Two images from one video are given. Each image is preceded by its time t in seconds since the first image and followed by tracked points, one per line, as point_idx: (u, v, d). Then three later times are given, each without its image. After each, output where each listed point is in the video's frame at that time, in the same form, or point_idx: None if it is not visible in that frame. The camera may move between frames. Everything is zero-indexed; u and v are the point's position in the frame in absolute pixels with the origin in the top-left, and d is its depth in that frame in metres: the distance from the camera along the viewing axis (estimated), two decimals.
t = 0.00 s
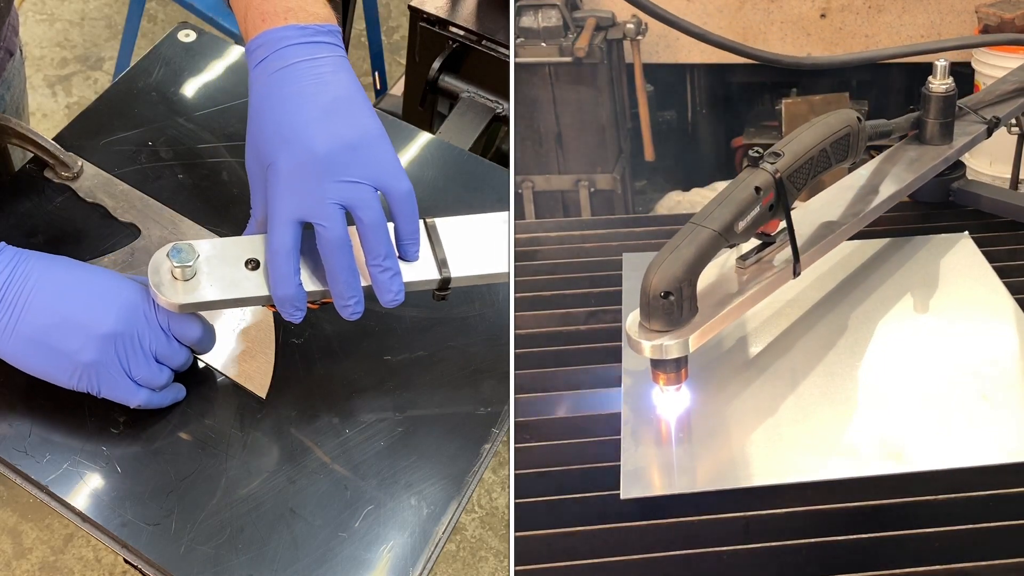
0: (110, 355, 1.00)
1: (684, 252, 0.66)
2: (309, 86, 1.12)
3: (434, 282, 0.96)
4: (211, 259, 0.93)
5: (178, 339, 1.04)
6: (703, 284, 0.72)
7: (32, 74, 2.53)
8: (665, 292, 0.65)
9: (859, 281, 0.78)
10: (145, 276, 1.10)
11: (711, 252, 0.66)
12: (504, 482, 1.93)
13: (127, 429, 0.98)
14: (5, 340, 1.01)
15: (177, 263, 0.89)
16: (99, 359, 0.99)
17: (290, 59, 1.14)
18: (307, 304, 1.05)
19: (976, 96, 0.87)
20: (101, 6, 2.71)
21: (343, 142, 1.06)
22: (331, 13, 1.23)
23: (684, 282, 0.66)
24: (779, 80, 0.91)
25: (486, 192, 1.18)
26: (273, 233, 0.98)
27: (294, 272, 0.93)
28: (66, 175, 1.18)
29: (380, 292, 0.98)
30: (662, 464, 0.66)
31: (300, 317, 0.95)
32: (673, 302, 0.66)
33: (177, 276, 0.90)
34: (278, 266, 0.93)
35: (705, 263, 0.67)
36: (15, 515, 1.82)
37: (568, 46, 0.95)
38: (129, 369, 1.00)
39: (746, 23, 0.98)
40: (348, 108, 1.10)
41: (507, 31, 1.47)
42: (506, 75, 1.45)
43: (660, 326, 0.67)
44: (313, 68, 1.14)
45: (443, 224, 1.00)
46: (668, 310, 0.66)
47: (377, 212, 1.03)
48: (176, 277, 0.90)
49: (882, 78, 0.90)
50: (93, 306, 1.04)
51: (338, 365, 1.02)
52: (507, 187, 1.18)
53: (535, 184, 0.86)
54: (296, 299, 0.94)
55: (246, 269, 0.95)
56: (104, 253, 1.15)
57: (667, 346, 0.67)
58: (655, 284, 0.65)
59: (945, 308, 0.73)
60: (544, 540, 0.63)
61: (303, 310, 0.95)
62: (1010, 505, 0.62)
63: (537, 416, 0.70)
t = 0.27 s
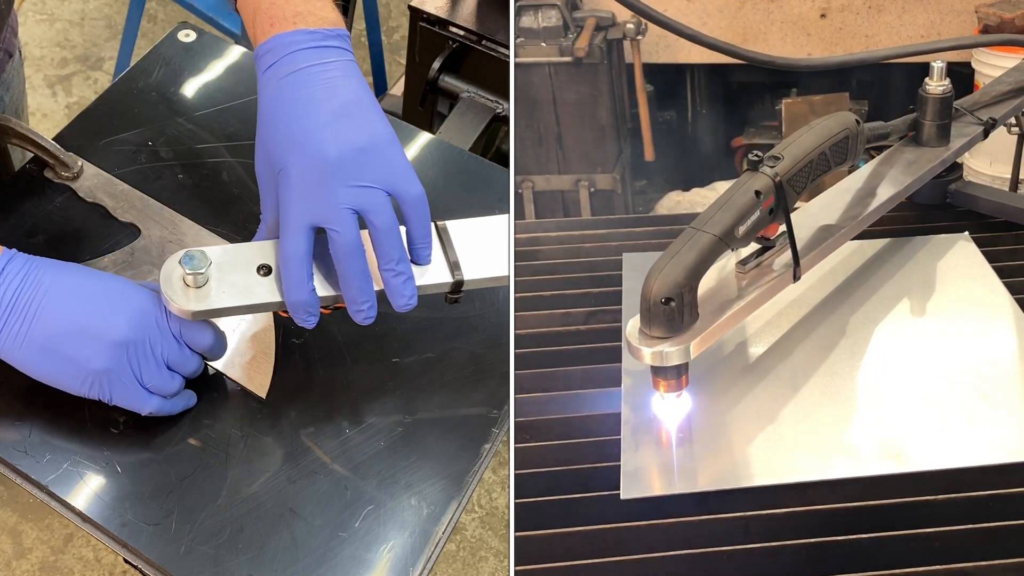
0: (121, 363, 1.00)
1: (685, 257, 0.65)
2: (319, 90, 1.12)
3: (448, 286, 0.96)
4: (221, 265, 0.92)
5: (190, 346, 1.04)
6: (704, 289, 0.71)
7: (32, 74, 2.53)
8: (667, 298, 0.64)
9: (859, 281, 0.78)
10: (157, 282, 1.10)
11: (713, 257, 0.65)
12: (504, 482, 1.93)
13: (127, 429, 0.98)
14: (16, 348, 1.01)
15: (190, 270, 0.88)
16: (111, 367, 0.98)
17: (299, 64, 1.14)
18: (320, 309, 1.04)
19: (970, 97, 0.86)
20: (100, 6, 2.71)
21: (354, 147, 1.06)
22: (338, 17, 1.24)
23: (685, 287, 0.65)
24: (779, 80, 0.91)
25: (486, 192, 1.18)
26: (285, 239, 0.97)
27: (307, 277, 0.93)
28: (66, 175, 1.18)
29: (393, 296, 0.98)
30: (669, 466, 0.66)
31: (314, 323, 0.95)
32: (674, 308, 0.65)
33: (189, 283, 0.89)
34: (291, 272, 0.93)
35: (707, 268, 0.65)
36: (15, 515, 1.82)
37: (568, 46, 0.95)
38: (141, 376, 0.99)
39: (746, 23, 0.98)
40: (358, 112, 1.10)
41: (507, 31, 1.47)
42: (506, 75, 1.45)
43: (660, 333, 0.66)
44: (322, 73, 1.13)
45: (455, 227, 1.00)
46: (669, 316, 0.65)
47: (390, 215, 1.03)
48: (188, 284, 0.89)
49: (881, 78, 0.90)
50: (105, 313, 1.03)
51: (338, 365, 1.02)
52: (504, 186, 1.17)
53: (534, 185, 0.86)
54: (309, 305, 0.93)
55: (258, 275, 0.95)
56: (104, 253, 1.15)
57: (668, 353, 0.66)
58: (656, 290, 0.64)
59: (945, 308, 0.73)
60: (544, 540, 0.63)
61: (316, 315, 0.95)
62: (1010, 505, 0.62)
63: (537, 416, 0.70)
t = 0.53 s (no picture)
0: (131, 369, 1.00)
1: (685, 263, 0.64)
2: (326, 94, 1.12)
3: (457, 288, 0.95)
4: (230, 270, 0.91)
5: (198, 352, 1.04)
6: (704, 294, 0.71)
7: (32, 74, 2.53)
8: (668, 304, 0.63)
9: (861, 281, 0.78)
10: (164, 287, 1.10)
11: (713, 262, 0.65)
12: (504, 482, 1.93)
13: (127, 430, 0.98)
14: (25, 354, 1.00)
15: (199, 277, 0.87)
16: (120, 373, 0.98)
17: (306, 69, 1.14)
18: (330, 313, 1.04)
19: (966, 99, 0.86)
20: (100, 6, 2.71)
21: (362, 151, 1.06)
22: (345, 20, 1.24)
23: (686, 293, 0.64)
24: (779, 80, 0.91)
25: (487, 192, 1.18)
26: (295, 243, 0.97)
27: (317, 281, 0.93)
28: (66, 175, 1.18)
29: (403, 300, 0.98)
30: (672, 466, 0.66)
31: (324, 327, 0.95)
32: (675, 314, 0.64)
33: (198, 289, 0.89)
34: (300, 276, 0.92)
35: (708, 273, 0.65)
36: (15, 515, 1.82)
37: (568, 46, 0.96)
38: (151, 382, 0.99)
39: (746, 23, 0.98)
40: (366, 116, 1.10)
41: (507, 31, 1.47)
42: (506, 75, 1.45)
43: (660, 340, 0.66)
44: (329, 77, 1.14)
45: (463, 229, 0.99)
46: (670, 322, 0.64)
47: (399, 219, 1.03)
48: (198, 290, 0.88)
49: (882, 79, 0.90)
50: (115, 319, 1.03)
51: (337, 365, 1.02)
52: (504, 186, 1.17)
53: (535, 185, 0.86)
54: (319, 309, 0.93)
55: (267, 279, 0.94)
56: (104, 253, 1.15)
57: (668, 360, 0.65)
58: (656, 297, 0.63)
59: (944, 309, 0.73)
60: (545, 540, 0.63)
61: (327, 320, 0.95)
62: (1010, 505, 0.62)
63: (537, 416, 0.70)
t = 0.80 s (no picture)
0: (139, 374, 1.00)
1: (686, 269, 0.65)
2: (333, 98, 1.12)
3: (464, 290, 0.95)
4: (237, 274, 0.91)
5: (207, 357, 1.04)
6: (703, 301, 0.70)
7: (32, 74, 2.53)
8: (669, 311, 0.64)
9: (862, 281, 0.78)
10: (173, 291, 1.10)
11: (714, 268, 0.65)
12: (504, 482, 1.93)
13: (127, 430, 0.99)
14: (32, 359, 1.01)
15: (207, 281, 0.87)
16: (128, 378, 0.98)
17: (312, 71, 1.14)
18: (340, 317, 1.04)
19: (962, 99, 0.87)
20: (100, 6, 2.71)
21: (369, 154, 1.06)
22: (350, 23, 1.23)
23: (687, 299, 0.64)
24: (779, 80, 0.91)
25: (487, 192, 1.18)
26: (303, 247, 0.98)
27: (326, 285, 0.94)
28: (66, 175, 1.18)
29: (412, 303, 0.98)
30: (672, 466, 0.66)
31: (333, 330, 0.96)
32: (676, 320, 0.65)
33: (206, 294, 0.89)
34: (309, 280, 0.93)
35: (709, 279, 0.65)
36: (15, 515, 1.82)
37: (568, 46, 0.96)
38: (158, 387, 0.99)
39: (746, 23, 0.98)
40: (373, 120, 1.10)
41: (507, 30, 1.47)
42: (506, 75, 1.45)
43: (662, 346, 0.66)
44: (335, 80, 1.14)
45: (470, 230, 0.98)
46: (672, 329, 0.65)
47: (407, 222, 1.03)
48: (206, 295, 0.88)
49: (882, 79, 0.90)
50: (122, 325, 1.04)
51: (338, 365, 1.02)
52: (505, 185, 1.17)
53: (534, 185, 0.86)
54: (328, 313, 0.94)
55: (275, 283, 0.94)
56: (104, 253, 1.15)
57: (670, 366, 0.65)
58: (658, 303, 0.64)
59: (944, 309, 0.73)
60: (545, 540, 0.63)
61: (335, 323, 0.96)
62: (1010, 504, 0.62)
63: (537, 416, 0.70)
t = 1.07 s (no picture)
0: (148, 380, 0.99)
1: (688, 276, 0.64)
2: (340, 102, 1.12)
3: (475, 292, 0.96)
4: (247, 281, 0.91)
5: (216, 362, 1.03)
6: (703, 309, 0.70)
7: (32, 74, 2.53)
8: (671, 319, 0.63)
9: (862, 281, 0.78)
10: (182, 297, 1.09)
11: (715, 274, 0.65)
12: (504, 482, 1.93)
13: (127, 430, 0.99)
14: (41, 365, 1.00)
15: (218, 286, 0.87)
16: (137, 385, 0.98)
17: (319, 75, 1.14)
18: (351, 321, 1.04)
19: (957, 100, 0.87)
20: (100, 6, 2.71)
21: (378, 158, 1.06)
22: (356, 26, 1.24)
23: (689, 307, 0.64)
24: (780, 80, 0.92)
25: (487, 192, 1.18)
26: (313, 252, 0.98)
27: (336, 289, 0.94)
28: (66, 175, 1.18)
29: (422, 306, 0.98)
30: (676, 467, 0.66)
31: (343, 334, 0.96)
32: (679, 329, 0.64)
33: (217, 300, 0.88)
34: (319, 285, 0.93)
35: (711, 286, 0.65)
36: (15, 515, 1.82)
37: (568, 46, 0.96)
38: (168, 393, 0.99)
39: (746, 23, 0.98)
40: (381, 123, 1.10)
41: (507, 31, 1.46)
42: (506, 75, 1.44)
43: (663, 355, 0.65)
44: (342, 84, 1.13)
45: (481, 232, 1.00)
46: (674, 338, 0.64)
47: (417, 225, 1.03)
48: (216, 301, 0.88)
49: (882, 79, 0.90)
50: (133, 330, 1.03)
51: (338, 365, 1.03)
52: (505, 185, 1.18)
53: (534, 185, 0.86)
54: (338, 317, 0.94)
55: (286, 288, 0.95)
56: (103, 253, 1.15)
57: (671, 375, 0.65)
58: (660, 312, 0.63)
59: (944, 309, 0.74)
60: (544, 540, 0.63)
61: (346, 327, 0.96)
62: (1010, 504, 0.62)
63: (537, 416, 0.70)
